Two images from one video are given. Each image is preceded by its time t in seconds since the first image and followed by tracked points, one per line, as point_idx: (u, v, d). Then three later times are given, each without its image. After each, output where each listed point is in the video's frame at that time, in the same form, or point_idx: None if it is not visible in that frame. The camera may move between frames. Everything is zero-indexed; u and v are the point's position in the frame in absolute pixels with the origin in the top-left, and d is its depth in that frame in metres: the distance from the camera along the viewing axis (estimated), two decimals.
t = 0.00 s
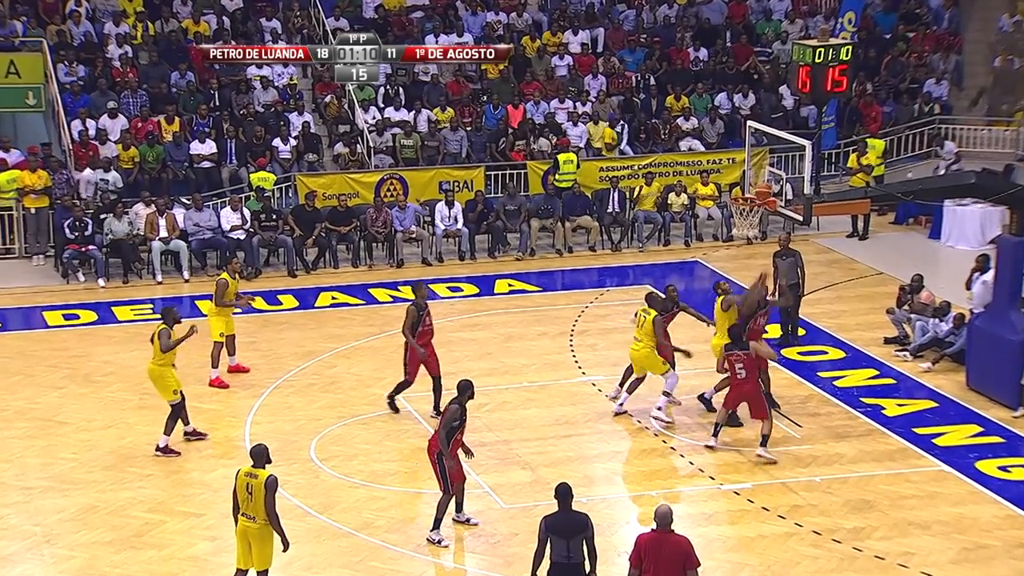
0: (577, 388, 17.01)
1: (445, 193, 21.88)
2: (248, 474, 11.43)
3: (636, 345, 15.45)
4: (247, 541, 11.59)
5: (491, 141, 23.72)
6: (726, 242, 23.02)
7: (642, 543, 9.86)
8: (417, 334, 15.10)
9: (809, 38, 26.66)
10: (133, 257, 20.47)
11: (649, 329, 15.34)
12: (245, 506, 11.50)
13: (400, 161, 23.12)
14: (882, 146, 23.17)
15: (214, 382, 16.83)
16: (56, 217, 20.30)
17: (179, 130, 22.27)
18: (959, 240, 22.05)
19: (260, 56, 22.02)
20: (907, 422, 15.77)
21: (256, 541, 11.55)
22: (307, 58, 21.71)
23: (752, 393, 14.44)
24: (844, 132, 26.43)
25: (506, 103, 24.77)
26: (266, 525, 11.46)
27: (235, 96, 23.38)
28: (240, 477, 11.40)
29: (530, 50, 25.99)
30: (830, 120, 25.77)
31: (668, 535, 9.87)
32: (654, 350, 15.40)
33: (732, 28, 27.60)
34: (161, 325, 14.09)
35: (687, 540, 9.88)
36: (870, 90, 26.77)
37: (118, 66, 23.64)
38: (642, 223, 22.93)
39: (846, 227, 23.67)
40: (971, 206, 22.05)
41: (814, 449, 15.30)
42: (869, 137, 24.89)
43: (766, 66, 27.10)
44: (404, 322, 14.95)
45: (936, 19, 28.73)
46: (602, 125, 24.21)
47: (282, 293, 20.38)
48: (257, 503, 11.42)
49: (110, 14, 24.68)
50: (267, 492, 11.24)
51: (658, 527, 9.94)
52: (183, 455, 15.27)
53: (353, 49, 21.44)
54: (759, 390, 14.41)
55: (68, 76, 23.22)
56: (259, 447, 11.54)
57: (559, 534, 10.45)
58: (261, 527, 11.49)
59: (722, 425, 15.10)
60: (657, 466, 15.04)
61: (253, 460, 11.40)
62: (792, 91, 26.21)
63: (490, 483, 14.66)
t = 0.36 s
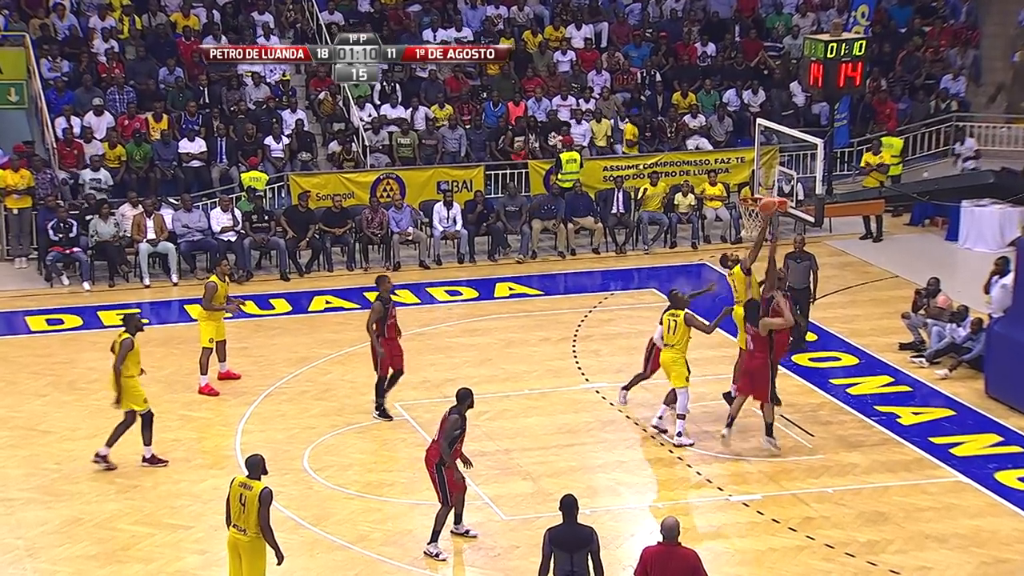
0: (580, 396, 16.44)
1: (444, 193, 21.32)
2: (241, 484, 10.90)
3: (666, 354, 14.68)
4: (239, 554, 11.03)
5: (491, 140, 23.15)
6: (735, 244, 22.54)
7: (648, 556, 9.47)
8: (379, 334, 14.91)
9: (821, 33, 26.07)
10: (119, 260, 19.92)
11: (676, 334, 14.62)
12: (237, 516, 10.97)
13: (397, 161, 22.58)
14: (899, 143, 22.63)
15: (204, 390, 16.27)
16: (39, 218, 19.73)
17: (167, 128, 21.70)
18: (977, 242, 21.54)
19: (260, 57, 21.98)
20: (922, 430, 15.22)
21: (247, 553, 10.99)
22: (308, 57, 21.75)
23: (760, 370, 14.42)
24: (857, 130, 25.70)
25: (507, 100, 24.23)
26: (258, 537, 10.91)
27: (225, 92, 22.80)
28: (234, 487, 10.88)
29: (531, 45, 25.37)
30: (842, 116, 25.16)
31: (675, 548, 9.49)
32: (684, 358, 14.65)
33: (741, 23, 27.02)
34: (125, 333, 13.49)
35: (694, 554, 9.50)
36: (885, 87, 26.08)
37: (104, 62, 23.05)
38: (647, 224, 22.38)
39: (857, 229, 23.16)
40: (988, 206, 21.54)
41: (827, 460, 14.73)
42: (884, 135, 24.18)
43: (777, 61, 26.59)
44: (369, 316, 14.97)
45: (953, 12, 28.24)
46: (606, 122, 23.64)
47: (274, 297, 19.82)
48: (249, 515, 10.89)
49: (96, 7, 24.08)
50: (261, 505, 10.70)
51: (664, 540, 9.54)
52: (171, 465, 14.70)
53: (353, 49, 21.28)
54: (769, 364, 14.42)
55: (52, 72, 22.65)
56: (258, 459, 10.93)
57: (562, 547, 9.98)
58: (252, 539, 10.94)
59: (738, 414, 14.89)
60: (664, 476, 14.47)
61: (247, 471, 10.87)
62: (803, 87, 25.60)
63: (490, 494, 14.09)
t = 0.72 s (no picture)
0: (582, 400, 15.89)
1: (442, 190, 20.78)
2: (235, 492, 10.34)
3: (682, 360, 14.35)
4: (228, 562, 10.49)
5: (490, 135, 22.59)
6: (744, 243, 21.94)
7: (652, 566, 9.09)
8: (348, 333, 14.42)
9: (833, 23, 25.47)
10: (105, 260, 19.38)
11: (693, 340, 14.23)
12: (227, 525, 10.38)
13: (394, 157, 22.07)
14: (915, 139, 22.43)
15: (193, 394, 15.72)
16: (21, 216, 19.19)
17: (155, 122, 21.16)
18: (996, 240, 21.02)
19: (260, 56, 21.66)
20: (939, 436, 14.68)
21: (237, 563, 10.44)
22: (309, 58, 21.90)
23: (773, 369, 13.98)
24: (872, 125, 24.88)
25: (507, 94, 23.65)
26: (249, 548, 10.35)
27: (215, 85, 22.26)
28: (226, 496, 10.31)
29: (533, 35, 24.78)
30: (855, 111, 24.52)
31: (681, 558, 9.14)
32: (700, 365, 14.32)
33: (751, 13, 26.38)
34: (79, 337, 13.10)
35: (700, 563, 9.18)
36: (899, 80, 25.20)
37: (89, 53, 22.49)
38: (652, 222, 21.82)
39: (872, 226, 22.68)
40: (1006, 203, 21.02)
41: (840, 467, 14.18)
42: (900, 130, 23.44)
43: (788, 53, 25.97)
44: (337, 312, 14.50)
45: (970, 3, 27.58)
46: (610, 117, 23.05)
47: (266, 298, 19.29)
48: (239, 525, 10.30)
49: None
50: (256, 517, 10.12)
51: (669, 549, 9.16)
52: (158, 472, 14.15)
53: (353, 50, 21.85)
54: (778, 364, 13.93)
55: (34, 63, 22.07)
56: (251, 465, 10.26)
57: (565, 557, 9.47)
58: (243, 549, 10.38)
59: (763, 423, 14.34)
60: (671, 485, 13.91)
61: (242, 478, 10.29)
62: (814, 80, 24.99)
63: (490, 502, 13.53)
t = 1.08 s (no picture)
0: (585, 408, 15.34)
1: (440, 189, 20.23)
2: (221, 501, 9.77)
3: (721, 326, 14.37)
4: None
5: (490, 132, 22.03)
6: (753, 246, 21.38)
7: None
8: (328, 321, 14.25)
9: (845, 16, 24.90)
10: (89, 261, 18.84)
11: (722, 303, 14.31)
12: (211, 536, 9.81)
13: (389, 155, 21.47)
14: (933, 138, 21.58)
15: (181, 402, 15.17)
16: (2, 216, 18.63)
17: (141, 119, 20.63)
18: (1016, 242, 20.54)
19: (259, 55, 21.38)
20: (957, 446, 14.13)
21: None
22: (309, 58, 21.55)
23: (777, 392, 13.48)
24: (886, 121, 24.10)
25: (507, 89, 23.09)
26: (235, 559, 9.78)
27: (204, 80, 21.60)
28: (212, 505, 9.74)
29: (535, 29, 24.21)
30: (870, 107, 23.91)
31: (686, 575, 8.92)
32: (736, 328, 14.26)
33: (761, 7, 25.82)
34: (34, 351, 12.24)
35: None
36: (916, 74, 24.50)
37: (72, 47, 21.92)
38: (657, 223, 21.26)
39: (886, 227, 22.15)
40: None
41: (854, 478, 13.62)
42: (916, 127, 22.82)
43: (799, 47, 25.40)
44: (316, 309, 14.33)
45: None
46: (614, 114, 22.52)
47: (257, 303, 18.73)
48: (226, 535, 9.75)
49: None
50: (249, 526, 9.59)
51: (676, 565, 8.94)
52: (144, 482, 13.58)
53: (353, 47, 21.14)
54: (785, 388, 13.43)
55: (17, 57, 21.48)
56: (236, 471, 9.75)
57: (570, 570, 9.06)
58: (229, 560, 9.81)
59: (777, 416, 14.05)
60: (677, 495, 13.34)
61: (228, 487, 9.72)
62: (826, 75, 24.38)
63: (490, 514, 12.97)
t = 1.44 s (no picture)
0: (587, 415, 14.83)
1: (438, 185, 19.72)
2: (193, 507, 9.40)
3: (718, 365, 13.62)
4: None
5: (490, 128, 21.53)
6: (762, 245, 20.92)
7: None
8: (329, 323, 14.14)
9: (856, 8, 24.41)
10: (73, 262, 18.38)
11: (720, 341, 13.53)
12: (186, 544, 9.44)
13: (386, 151, 20.99)
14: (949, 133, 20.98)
15: (170, 408, 14.66)
16: None
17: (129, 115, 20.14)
18: None
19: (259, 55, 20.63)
20: (974, 454, 13.66)
21: None
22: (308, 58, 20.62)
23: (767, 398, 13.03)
24: (901, 116, 23.88)
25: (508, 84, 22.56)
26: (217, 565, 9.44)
27: (193, 74, 21.16)
28: (184, 513, 9.37)
29: (536, 21, 23.69)
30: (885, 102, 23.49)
31: None
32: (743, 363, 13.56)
33: None
34: None
35: None
36: (932, 69, 24.12)
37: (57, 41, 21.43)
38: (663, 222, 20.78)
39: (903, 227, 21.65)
40: None
41: (867, 487, 13.10)
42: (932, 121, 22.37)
43: (810, 39, 24.86)
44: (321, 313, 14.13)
45: None
46: (618, 108, 22.04)
47: (248, 305, 18.23)
48: (204, 542, 9.40)
49: None
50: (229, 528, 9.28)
51: None
52: (129, 491, 13.04)
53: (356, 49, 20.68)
54: (772, 397, 12.96)
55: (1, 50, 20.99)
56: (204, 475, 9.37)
57: None
58: (209, 568, 9.46)
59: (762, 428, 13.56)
60: (684, 505, 12.82)
61: (198, 491, 9.36)
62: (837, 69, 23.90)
63: (489, 524, 12.45)
